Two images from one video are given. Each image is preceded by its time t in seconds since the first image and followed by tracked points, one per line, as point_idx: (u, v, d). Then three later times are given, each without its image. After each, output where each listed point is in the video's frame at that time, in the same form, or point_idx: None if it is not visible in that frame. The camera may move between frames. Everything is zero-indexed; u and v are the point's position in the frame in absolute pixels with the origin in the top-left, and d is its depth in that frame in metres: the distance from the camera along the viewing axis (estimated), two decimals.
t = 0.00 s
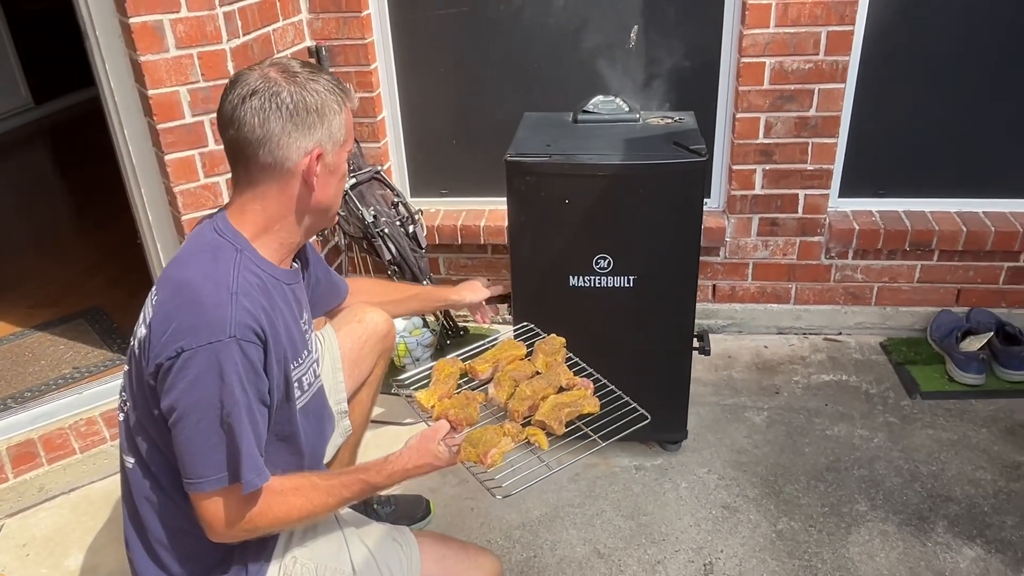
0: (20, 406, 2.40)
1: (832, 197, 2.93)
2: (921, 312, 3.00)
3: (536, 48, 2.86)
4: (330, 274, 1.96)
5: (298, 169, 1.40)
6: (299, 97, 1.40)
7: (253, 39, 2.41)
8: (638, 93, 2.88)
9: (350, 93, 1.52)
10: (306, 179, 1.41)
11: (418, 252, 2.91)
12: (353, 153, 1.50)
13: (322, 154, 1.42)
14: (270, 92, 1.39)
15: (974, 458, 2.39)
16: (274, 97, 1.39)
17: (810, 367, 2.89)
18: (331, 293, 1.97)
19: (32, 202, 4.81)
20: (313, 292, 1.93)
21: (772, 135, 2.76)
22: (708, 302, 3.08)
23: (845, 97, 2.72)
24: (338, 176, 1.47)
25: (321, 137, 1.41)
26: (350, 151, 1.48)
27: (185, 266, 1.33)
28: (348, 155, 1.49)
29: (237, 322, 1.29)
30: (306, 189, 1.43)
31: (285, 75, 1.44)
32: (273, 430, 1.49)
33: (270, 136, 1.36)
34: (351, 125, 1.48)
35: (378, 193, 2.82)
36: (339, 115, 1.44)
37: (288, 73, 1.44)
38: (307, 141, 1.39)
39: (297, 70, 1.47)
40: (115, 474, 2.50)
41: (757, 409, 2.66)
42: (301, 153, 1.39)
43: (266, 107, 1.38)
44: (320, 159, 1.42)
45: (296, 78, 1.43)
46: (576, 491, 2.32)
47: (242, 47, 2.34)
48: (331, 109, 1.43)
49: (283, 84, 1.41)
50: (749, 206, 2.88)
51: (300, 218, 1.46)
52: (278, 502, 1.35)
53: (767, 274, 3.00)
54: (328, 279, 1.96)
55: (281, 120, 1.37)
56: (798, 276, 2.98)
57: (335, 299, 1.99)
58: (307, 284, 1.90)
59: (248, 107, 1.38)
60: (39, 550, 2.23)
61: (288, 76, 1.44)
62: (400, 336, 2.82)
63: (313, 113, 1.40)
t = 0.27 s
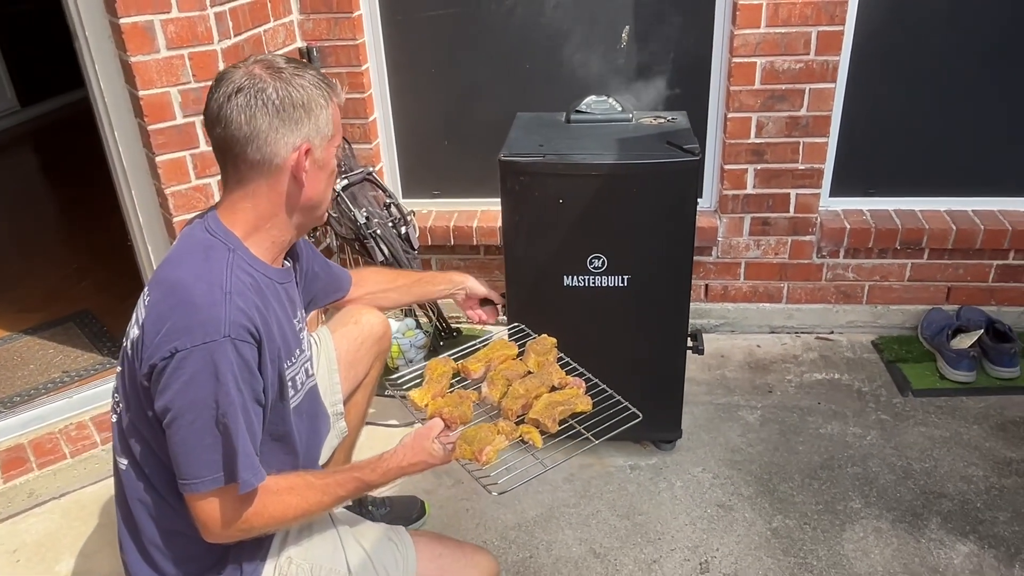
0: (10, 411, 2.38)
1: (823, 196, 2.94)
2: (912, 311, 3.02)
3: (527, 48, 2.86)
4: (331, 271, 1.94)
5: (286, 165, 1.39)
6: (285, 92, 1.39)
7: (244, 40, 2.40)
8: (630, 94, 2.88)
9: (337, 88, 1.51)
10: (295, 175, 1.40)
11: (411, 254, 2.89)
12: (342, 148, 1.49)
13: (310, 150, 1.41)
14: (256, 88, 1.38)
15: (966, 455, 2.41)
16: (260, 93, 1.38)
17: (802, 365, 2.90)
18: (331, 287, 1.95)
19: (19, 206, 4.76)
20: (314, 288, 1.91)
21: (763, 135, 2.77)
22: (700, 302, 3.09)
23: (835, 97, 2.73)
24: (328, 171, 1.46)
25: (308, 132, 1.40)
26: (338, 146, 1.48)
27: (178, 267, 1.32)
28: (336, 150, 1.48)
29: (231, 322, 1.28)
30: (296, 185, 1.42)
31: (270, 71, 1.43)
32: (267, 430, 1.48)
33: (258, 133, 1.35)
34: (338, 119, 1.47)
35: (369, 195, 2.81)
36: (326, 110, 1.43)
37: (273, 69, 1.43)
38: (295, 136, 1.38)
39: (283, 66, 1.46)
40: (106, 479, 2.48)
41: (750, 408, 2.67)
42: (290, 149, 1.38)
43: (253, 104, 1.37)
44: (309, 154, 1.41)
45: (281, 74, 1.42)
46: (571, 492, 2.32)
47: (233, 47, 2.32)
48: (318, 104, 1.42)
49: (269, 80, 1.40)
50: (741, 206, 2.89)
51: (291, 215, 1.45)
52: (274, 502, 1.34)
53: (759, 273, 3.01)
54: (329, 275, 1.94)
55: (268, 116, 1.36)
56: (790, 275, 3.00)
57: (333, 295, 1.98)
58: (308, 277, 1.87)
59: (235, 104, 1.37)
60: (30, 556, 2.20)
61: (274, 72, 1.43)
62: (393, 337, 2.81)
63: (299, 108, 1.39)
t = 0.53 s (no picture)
0: None
1: (815, 198, 2.95)
2: (903, 311, 3.02)
3: (519, 50, 2.85)
4: (326, 273, 1.94)
5: (273, 165, 1.38)
6: (267, 92, 1.38)
7: (234, 42, 2.39)
8: (622, 96, 2.88)
9: (321, 85, 1.50)
10: (283, 174, 1.39)
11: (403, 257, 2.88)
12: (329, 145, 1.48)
13: (296, 149, 1.39)
14: (238, 89, 1.37)
15: (959, 455, 2.41)
16: (242, 94, 1.37)
17: (795, 366, 2.90)
18: (325, 288, 1.95)
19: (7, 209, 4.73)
20: (308, 291, 1.90)
21: (754, 136, 2.77)
22: (693, 303, 3.09)
23: (826, 98, 2.74)
24: (316, 169, 1.45)
25: (293, 131, 1.39)
26: (325, 143, 1.46)
27: (168, 269, 1.31)
28: (324, 147, 1.46)
29: (223, 324, 1.27)
30: (284, 185, 1.41)
31: (251, 71, 1.42)
32: (258, 433, 1.47)
33: (242, 134, 1.34)
34: (323, 116, 1.45)
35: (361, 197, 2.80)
36: (310, 107, 1.42)
37: (255, 69, 1.42)
38: (279, 136, 1.37)
39: (265, 66, 1.45)
40: (96, 485, 2.46)
41: (743, 409, 2.67)
42: (276, 149, 1.36)
43: (235, 106, 1.36)
44: (296, 153, 1.40)
45: (263, 74, 1.41)
46: (565, 494, 2.31)
47: (223, 49, 2.31)
48: (301, 102, 1.40)
49: (250, 80, 1.39)
50: (733, 207, 2.89)
51: (281, 215, 1.44)
52: (266, 505, 1.33)
53: (751, 274, 3.01)
54: (324, 278, 1.94)
55: (252, 117, 1.35)
56: (782, 276, 3.00)
57: (327, 296, 1.97)
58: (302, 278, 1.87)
59: (217, 107, 1.36)
60: (19, 563, 2.18)
61: (256, 72, 1.41)
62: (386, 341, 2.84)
63: (282, 108, 1.38)
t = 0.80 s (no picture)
0: None
1: (808, 201, 2.96)
2: (896, 313, 3.03)
3: (512, 55, 2.85)
4: (319, 276, 1.94)
5: (267, 171, 1.37)
6: (260, 99, 1.38)
7: (227, 47, 2.39)
8: (615, 99, 2.88)
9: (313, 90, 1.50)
10: (277, 180, 1.38)
11: (397, 261, 2.88)
12: (322, 150, 1.48)
13: (290, 154, 1.39)
14: (230, 96, 1.37)
15: (952, 457, 2.42)
16: (234, 101, 1.37)
17: (789, 369, 2.91)
18: (318, 291, 1.94)
19: None
20: (302, 294, 1.90)
21: (747, 140, 2.78)
22: (686, 307, 3.09)
23: (818, 102, 2.75)
24: (310, 174, 1.44)
25: (286, 136, 1.38)
26: (318, 148, 1.46)
27: (162, 277, 1.31)
28: (317, 152, 1.46)
29: (218, 333, 1.27)
30: (279, 191, 1.40)
31: (242, 78, 1.41)
32: (254, 440, 1.47)
33: (234, 140, 1.34)
34: (316, 121, 1.45)
35: (355, 202, 2.79)
36: (303, 112, 1.42)
37: (246, 76, 1.42)
38: (272, 142, 1.37)
39: (256, 73, 1.44)
40: (89, 492, 2.45)
41: (737, 412, 2.67)
42: (269, 154, 1.36)
43: (227, 113, 1.35)
44: (289, 159, 1.40)
45: (255, 80, 1.41)
46: (560, 498, 2.31)
47: (216, 55, 2.31)
48: (293, 108, 1.40)
49: (242, 86, 1.39)
50: (726, 210, 2.89)
51: (275, 220, 1.43)
52: (263, 512, 1.33)
53: (744, 277, 3.01)
54: (317, 281, 1.93)
55: (244, 124, 1.35)
56: (775, 279, 3.00)
57: (322, 299, 1.97)
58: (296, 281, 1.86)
59: (209, 114, 1.36)
60: (11, 571, 2.17)
61: (247, 79, 1.41)
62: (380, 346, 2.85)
63: (275, 113, 1.38)
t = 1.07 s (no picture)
0: None
1: (805, 203, 2.96)
2: (894, 316, 3.04)
3: (509, 59, 2.85)
4: (319, 279, 1.92)
5: (226, 172, 1.36)
6: (219, 97, 1.36)
7: (223, 52, 2.38)
8: (612, 103, 2.89)
9: (296, 84, 1.44)
10: (238, 180, 1.36)
11: (394, 265, 2.88)
12: (300, 144, 1.41)
13: (249, 152, 1.36)
14: (193, 97, 1.37)
15: (950, 459, 2.42)
16: (196, 102, 1.36)
17: (787, 372, 2.91)
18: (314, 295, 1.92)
19: None
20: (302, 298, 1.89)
21: (744, 143, 2.79)
22: (684, 310, 3.09)
23: (814, 105, 2.75)
24: (281, 170, 1.39)
25: (244, 135, 1.35)
26: (292, 143, 1.40)
27: (163, 282, 1.31)
28: (292, 147, 1.40)
29: (218, 338, 1.26)
30: (248, 190, 1.38)
31: (216, 78, 1.40)
32: (254, 446, 1.46)
33: (192, 144, 1.35)
34: (286, 116, 1.39)
35: (352, 206, 2.79)
36: (264, 108, 1.37)
37: (222, 75, 1.41)
38: (228, 141, 1.34)
39: (236, 72, 1.43)
40: (86, 498, 2.44)
41: (736, 416, 2.67)
42: (224, 155, 1.34)
43: (186, 115, 1.36)
44: (251, 157, 1.36)
45: (221, 81, 1.39)
46: (559, 503, 2.30)
47: (213, 59, 2.31)
48: (249, 106, 1.36)
49: (207, 87, 1.37)
50: (723, 213, 2.90)
51: (270, 224, 1.43)
52: (263, 519, 1.32)
53: (742, 280, 3.01)
54: (317, 284, 1.92)
55: (200, 125, 1.34)
56: (773, 282, 3.01)
57: (320, 302, 1.94)
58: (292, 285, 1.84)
59: (176, 117, 1.37)
60: None
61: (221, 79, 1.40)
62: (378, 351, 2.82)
63: (231, 112, 1.35)
